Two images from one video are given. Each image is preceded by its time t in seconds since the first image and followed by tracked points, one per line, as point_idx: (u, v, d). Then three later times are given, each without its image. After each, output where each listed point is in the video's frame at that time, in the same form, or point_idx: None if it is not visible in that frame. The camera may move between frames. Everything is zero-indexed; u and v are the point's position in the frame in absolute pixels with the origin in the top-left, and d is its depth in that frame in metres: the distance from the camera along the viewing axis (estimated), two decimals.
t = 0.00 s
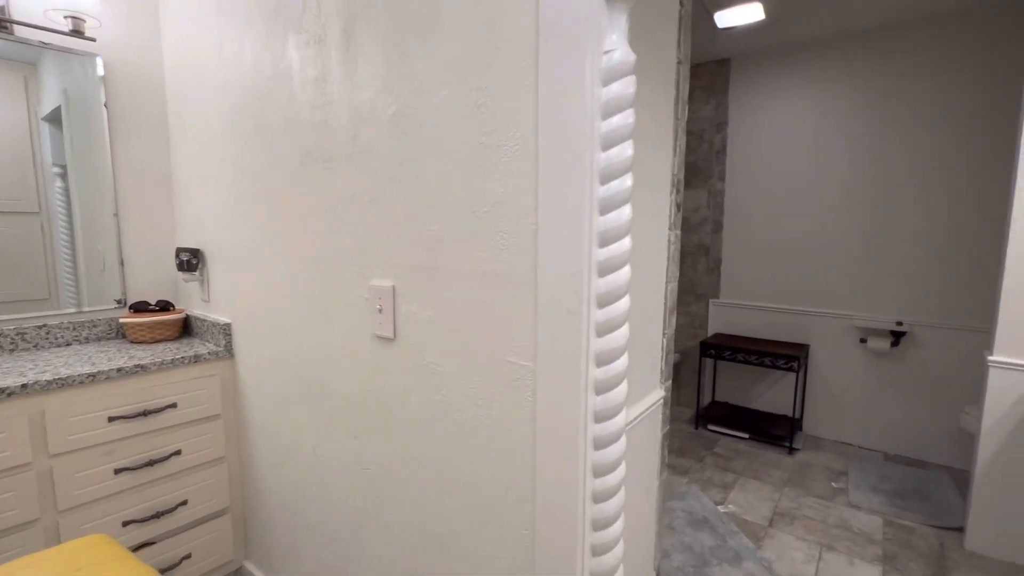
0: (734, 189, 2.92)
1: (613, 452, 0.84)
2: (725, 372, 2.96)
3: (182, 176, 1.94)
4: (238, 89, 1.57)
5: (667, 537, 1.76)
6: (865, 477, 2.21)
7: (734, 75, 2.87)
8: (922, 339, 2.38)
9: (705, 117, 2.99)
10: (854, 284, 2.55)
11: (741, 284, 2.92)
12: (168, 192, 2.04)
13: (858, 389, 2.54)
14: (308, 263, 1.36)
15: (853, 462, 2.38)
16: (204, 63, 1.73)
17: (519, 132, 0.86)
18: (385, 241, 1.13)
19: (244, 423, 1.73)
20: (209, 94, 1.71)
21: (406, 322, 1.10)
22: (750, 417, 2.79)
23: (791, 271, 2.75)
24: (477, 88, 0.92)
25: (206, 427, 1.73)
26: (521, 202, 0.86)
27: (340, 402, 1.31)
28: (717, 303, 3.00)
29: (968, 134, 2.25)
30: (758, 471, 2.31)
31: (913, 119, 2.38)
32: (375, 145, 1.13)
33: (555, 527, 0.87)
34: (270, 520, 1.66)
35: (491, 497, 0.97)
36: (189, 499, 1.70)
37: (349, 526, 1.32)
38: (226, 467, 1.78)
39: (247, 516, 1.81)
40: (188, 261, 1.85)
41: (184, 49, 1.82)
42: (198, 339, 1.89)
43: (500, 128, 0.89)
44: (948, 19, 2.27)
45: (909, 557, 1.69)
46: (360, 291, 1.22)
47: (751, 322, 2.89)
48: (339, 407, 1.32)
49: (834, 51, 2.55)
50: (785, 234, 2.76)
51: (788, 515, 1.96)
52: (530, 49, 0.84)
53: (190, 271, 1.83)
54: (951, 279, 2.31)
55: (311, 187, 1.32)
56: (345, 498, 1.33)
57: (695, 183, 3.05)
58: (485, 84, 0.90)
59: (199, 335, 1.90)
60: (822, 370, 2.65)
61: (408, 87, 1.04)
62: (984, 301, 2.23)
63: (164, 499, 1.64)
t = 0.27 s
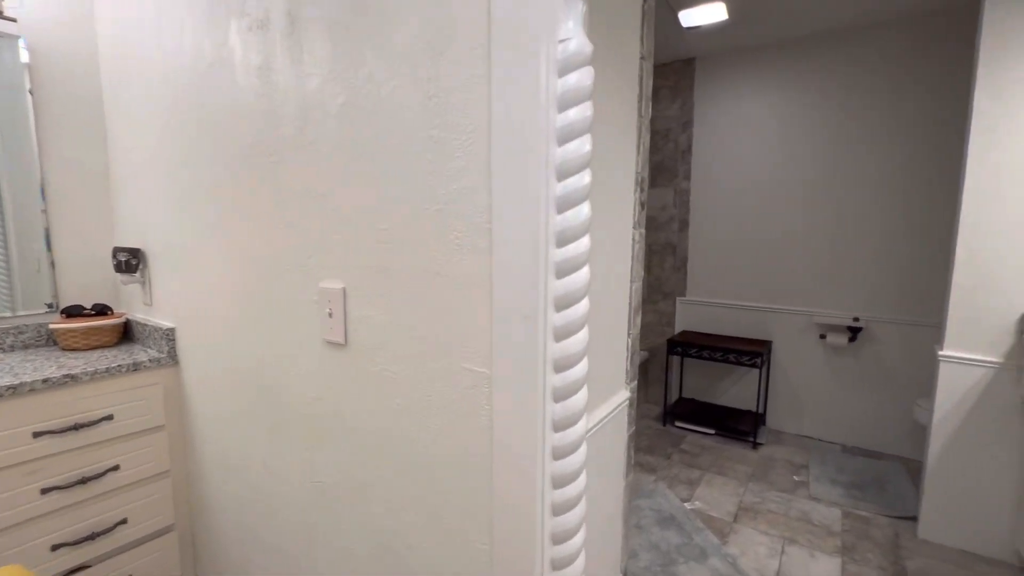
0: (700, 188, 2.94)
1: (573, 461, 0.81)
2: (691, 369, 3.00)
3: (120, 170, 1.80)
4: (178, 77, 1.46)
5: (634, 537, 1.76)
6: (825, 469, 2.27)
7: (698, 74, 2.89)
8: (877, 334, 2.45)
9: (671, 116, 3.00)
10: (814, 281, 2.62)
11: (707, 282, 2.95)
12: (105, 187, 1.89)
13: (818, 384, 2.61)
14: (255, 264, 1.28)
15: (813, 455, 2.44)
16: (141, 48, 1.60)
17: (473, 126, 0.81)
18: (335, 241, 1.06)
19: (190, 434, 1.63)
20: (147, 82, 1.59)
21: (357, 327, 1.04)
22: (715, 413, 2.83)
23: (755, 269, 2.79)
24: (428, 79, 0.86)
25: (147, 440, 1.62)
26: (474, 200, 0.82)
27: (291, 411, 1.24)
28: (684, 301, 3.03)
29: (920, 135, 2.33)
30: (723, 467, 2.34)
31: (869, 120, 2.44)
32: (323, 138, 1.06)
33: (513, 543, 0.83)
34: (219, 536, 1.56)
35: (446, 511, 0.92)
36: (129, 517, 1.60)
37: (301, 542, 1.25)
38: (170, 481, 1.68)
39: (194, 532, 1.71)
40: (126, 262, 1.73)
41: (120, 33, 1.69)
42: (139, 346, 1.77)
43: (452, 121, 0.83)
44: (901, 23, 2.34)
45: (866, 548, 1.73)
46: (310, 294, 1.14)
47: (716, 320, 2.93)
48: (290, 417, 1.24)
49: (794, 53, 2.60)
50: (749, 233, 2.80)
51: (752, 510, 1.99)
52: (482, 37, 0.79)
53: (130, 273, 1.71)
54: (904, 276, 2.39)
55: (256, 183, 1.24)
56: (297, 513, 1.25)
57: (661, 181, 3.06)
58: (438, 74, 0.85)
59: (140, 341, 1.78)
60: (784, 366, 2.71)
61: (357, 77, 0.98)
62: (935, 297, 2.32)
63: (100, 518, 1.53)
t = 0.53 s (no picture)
0: (662, 187, 2.96)
1: (530, 472, 0.77)
2: (655, 366, 3.03)
3: (38, 161, 1.64)
4: (100, 60, 1.33)
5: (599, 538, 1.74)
6: (782, 461, 2.34)
7: (660, 73, 2.90)
8: (830, 329, 2.54)
9: (633, 115, 3.01)
10: (771, 278, 2.68)
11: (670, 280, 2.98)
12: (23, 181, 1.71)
13: (776, 379, 2.68)
14: (188, 265, 1.17)
15: (771, 448, 2.50)
16: (59, 28, 1.45)
17: (418, 117, 0.75)
18: (274, 240, 0.98)
19: (121, 450, 1.49)
20: (67, 65, 1.45)
21: (299, 333, 0.97)
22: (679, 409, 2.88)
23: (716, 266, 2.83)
24: (370, 65, 0.80)
25: (71, 458, 1.48)
26: (421, 196, 0.76)
27: (230, 424, 1.14)
28: (647, 299, 3.05)
29: (869, 137, 2.41)
30: (686, 463, 2.37)
31: (822, 122, 2.51)
32: (259, 128, 0.98)
33: (467, 561, 0.78)
34: (156, 560, 1.44)
35: (397, 528, 0.86)
36: (50, 543, 1.46)
37: (244, 564, 1.16)
38: (101, 501, 1.54)
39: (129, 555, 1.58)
40: (47, 263, 1.57)
41: (35, 10, 1.52)
42: (62, 355, 1.61)
43: (396, 112, 0.77)
44: (850, 28, 2.41)
45: (821, 538, 1.78)
46: (248, 297, 1.06)
47: (679, 317, 2.96)
48: (229, 430, 1.15)
49: (751, 54, 2.65)
50: (710, 231, 2.84)
51: (713, 505, 2.02)
52: (426, 20, 0.73)
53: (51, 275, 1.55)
54: (855, 273, 2.47)
55: (188, 177, 1.14)
56: (239, 533, 1.16)
57: (624, 180, 3.07)
58: (379, 60, 0.79)
59: (63, 349, 1.62)
60: (743, 361, 2.77)
61: (294, 62, 0.90)
62: (883, 293, 2.42)
63: (17, 546, 1.39)
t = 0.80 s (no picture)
0: (622, 185, 2.96)
1: (476, 484, 0.71)
2: (616, 364, 3.04)
3: None
4: None
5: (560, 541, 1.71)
6: (739, 455, 2.38)
7: (618, 71, 2.90)
8: (782, 324, 2.61)
9: (592, 112, 3.00)
10: (726, 275, 2.73)
11: (629, 278, 2.99)
12: None
13: (732, 374, 2.73)
14: (96, 265, 1.04)
15: (728, 442, 2.55)
16: None
17: (347, 97, 0.67)
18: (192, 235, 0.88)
19: (28, 472, 1.33)
20: None
21: (223, 339, 0.87)
22: (639, 405, 2.90)
23: (674, 263, 2.86)
24: (294, 38, 0.71)
25: None
26: (352, 185, 0.68)
27: (147, 441, 1.02)
28: (608, 297, 3.05)
29: (817, 138, 2.49)
30: (646, 460, 2.39)
31: (774, 122, 2.57)
32: (172, 110, 0.87)
33: None
34: None
35: (331, 552, 0.79)
36: None
37: None
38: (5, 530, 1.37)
39: None
40: None
41: None
42: None
43: (323, 92, 0.70)
44: (799, 31, 2.48)
45: (776, 529, 1.81)
46: (165, 299, 0.95)
47: (638, 315, 2.98)
48: (146, 448, 1.03)
49: (705, 54, 2.68)
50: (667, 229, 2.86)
51: (673, 501, 2.03)
52: None
53: None
54: (805, 270, 2.55)
55: (94, 164, 1.01)
56: (161, 561, 1.05)
57: (584, 177, 3.06)
58: (304, 33, 0.70)
59: None
60: (701, 357, 2.81)
61: (210, 35, 0.80)
62: (830, 289, 2.51)
63: None
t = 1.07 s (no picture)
0: (578, 182, 2.93)
1: (402, 511, 0.62)
2: (574, 362, 3.02)
3: None
4: None
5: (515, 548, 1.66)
6: (693, 450, 2.41)
7: (573, 67, 2.87)
8: (734, 321, 2.65)
9: (548, 109, 2.95)
10: (680, 272, 2.76)
11: (586, 276, 2.97)
12: None
13: (687, 370, 2.76)
14: None
15: (683, 437, 2.58)
16: None
17: (243, 66, 0.58)
18: (70, 233, 0.76)
19: None
20: None
21: (111, 353, 0.75)
22: (597, 404, 2.90)
23: (629, 261, 2.86)
24: None
25: None
26: (251, 170, 0.59)
27: (28, 471, 0.88)
28: (564, 295, 3.02)
29: (764, 137, 2.55)
30: (603, 460, 2.40)
31: (724, 121, 2.61)
32: (41, 86, 0.74)
33: None
34: None
35: None
36: None
37: None
38: None
39: None
40: None
41: None
42: None
43: (217, 61, 0.60)
44: (746, 32, 2.52)
45: (729, 524, 1.83)
46: (42, 307, 0.81)
47: (595, 313, 2.96)
48: (27, 479, 0.89)
49: (658, 53, 2.69)
50: (622, 226, 2.86)
51: (629, 501, 2.02)
52: None
53: None
54: (754, 267, 2.61)
55: None
56: None
57: (541, 174, 3.01)
58: None
59: None
60: (657, 354, 2.83)
61: None
62: (778, 285, 2.57)
63: None
